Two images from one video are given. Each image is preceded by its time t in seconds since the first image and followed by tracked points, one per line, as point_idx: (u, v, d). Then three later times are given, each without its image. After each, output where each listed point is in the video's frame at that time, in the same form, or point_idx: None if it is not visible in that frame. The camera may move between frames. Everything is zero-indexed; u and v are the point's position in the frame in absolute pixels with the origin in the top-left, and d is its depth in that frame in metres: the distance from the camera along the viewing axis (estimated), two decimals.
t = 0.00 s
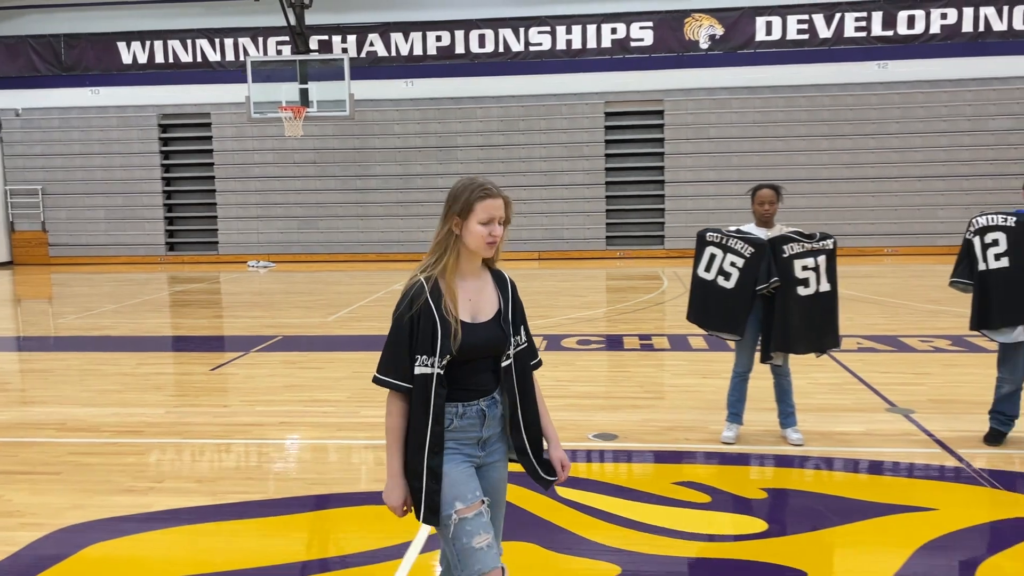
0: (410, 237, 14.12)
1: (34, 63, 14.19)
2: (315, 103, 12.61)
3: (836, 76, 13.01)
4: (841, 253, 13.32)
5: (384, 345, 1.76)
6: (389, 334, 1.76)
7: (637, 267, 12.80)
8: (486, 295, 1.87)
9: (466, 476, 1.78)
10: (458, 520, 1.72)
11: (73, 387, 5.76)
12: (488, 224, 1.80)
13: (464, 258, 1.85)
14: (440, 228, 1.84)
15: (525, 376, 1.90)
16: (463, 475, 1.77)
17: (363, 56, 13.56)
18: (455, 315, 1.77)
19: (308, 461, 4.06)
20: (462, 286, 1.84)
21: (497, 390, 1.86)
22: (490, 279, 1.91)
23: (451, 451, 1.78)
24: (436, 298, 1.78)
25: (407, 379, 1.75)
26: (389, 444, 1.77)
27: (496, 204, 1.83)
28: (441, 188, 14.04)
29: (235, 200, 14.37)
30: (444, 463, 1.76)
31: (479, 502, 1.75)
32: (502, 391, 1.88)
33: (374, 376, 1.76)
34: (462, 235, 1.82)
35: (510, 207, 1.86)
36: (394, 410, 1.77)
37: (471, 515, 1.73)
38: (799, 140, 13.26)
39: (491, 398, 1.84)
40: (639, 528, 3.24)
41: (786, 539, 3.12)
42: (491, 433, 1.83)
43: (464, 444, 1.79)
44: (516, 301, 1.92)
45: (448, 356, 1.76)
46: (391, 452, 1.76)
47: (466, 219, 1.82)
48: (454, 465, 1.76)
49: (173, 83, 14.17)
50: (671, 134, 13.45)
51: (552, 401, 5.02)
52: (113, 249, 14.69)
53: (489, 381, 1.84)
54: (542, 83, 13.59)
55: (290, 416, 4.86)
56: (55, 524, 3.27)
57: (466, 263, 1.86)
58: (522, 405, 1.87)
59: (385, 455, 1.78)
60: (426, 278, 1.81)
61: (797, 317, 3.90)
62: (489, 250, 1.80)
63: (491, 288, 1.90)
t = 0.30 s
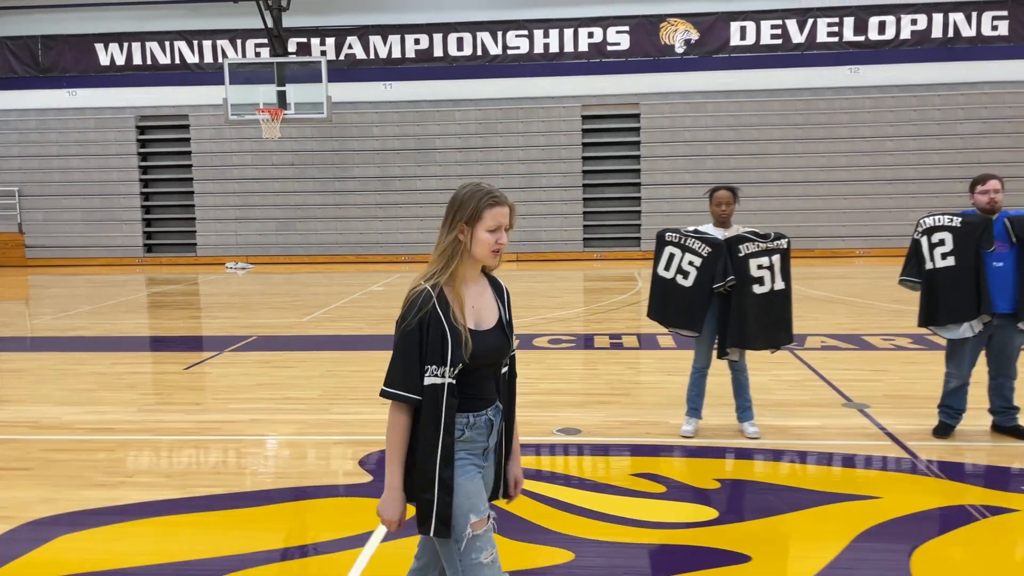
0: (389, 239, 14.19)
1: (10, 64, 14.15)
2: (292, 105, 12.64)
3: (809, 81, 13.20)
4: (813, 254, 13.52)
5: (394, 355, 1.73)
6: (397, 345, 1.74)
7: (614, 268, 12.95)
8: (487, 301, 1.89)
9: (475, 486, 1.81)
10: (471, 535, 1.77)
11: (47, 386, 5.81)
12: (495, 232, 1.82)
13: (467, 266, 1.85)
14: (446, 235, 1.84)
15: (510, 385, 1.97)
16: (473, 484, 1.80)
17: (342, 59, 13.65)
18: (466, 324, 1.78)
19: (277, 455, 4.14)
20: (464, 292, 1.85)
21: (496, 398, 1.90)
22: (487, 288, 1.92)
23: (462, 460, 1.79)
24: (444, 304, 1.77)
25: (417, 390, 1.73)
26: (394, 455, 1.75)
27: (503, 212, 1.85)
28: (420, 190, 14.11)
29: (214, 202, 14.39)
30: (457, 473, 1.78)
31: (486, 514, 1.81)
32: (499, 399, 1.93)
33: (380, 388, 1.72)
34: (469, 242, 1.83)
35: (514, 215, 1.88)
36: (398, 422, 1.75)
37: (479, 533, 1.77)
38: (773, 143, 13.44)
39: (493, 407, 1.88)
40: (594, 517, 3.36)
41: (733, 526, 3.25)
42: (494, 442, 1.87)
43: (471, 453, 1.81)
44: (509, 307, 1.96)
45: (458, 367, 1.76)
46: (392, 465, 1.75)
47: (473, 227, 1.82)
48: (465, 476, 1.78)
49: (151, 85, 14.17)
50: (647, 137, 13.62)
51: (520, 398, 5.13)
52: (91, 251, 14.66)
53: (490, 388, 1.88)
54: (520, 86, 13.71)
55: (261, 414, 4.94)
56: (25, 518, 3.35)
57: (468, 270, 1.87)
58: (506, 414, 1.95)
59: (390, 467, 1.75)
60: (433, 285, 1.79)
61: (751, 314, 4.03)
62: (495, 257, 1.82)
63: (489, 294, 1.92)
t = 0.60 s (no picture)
0: (367, 240, 14.26)
1: None
2: (268, 106, 12.64)
3: (782, 84, 13.40)
4: (786, 256, 13.72)
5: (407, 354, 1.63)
6: (410, 345, 1.64)
7: (589, 269, 13.09)
8: (489, 297, 1.83)
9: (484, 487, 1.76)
10: (466, 540, 1.71)
11: (20, 386, 5.84)
12: (502, 228, 1.74)
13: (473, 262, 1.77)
14: (451, 231, 1.75)
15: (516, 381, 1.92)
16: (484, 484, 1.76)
17: (319, 59, 13.67)
18: (475, 322, 1.71)
19: (247, 453, 4.21)
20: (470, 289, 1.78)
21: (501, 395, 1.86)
22: (489, 281, 1.86)
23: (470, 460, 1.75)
24: (454, 302, 1.69)
25: (434, 390, 1.64)
26: (428, 458, 1.63)
27: (508, 208, 1.76)
28: (397, 191, 14.17)
29: (191, 202, 14.38)
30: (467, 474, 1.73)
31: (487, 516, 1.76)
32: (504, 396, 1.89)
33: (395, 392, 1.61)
34: (475, 239, 1.74)
35: (520, 209, 1.79)
36: (423, 426, 1.63)
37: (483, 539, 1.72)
38: (746, 146, 13.64)
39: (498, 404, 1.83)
40: (553, 509, 3.47)
41: (687, 516, 3.38)
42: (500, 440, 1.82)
43: (480, 452, 1.77)
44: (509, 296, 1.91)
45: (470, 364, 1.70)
46: (433, 470, 1.63)
47: (480, 224, 1.73)
48: (475, 475, 1.74)
49: (127, 85, 14.14)
50: (622, 139, 13.78)
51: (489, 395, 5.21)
52: (66, 251, 14.62)
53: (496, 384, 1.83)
54: (497, 88, 13.82)
55: (232, 412, 5.00)
56: None
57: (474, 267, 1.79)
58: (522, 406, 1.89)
59: (430, 470, 1.63)
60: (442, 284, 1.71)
61: (710, 314, 4.16)
62: (501, 255, 1.74)
63: (491, 288, 1.86)
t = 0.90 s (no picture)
0: (347, 242, 14.31)
1: None
2: (247, 108, 12.62)
3: (757, 89, 13.60)
4: (761, 258, 13.88)
5: (428, 361, 1.65)
6: (429, 351, 1.67)
7: (567, 272, 13.20)
8: (504, 308, 1.87)
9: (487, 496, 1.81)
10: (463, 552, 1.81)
11: None
12: (521, 240, 1.80)
13: (491, 273, 1.82)
14: (471, 241, 1.80)
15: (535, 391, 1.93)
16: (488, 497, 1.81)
17: (298, 62, 13.74)
18: (492, 332, 1.75)
19: (223, 452, 4.29)
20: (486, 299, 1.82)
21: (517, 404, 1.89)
22: (503, 294, 1.91)
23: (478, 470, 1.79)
24: (473, 310, 1.73)
25: (457, 398, 1.66)
26: (469, 462, 1.66)
27: (528, 221, 1.82)
28: (376, 194, 14.23)
29: (170, 204, 14.36)
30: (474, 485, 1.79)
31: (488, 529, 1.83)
32: (521, 405, 1.91)
33: (415, 399, 1.65)
34: (495, 250, 1.79)
35: (539, 223, 1.86)
36: (454, 428, 1.66)
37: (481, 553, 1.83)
38: (722, 150, 13.83)
39: (514, 413, 1.86)
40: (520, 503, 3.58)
41: (652, 510, 3.50)
42: (515, 450, 1.85)
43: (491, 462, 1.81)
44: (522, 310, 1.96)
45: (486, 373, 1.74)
46: (479, 470, 1.66)
47: (501, 235, 1.79)
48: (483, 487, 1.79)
49: (105, 87, 14.10)
50: (600, 143, 13.92)
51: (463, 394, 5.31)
52: (43, 253, 14.55)
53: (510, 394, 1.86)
54: (476, 92, 13.92)
55: (209, 412, 5.07)
56: None
57: (491, 277, 1.84)
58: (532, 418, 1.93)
59: (476, 471, 1.66)
60: (462, 293, 1.75)
61: (677, 314, 4.29)
62: (518, 266, 1.80)
63: (506, 300, 1.91)
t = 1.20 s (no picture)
0: (327, 239, 14.34)
1: None
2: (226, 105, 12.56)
3: (734, 88, 13.76)
4: (738, 256, 14.03)
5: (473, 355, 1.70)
6: (473, 344, 1.71)
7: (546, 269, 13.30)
8: (547, 304, 1.88)
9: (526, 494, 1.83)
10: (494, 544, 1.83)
11: None
12: (563, 235, 1.83)
13: (533, 269, 1.84)
14: (514, 236, 1.83)
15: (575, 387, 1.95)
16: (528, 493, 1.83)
17: (279, 59, 13.74)
18: (536, 326, 1.77)
19: (200, 444, 4.35)
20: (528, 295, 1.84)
21: (564, 400, 1.90)
22: (546, 292, 1.91)
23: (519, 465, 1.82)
24: (514, 304, 1.75)
25: (499, 391, 1.70)
26: (500, 457, 1.71)
27: (569, 217, 1.85)
28: (356, 191, 14.27)
29: (149, 200, 14.33)
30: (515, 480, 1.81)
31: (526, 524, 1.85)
32: (568, 401, 1.92)
33: (457, 391, 1.69)
34: (537, 245, 1.82)
35: (580, 220, 1.89)
36: (493, 422, 1.70)
37: (507, 545, 1.82)
38: (699, 149, 13.98)
39: (560, 410, 1.88)
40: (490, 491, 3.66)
41: (620, 496, 3.60)
42: (561, 446, 1.86)
43: (534, 459, 1.83)
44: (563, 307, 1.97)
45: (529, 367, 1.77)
46: (506, 469, 1.72)
47: (543, 230, 1.82)
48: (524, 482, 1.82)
49: (84, 83, 14.05)
50: (579, 141, 14.03)
51: (438, 388, 5.40)
52: (20, 249, 14.49)
53: (556, 390, 1.87)
54: (456, 89, 13.99)
55: (186, 406, 5.13)
56: None
57: (534, 274, 1.86)
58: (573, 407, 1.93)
59: (504, 470, 1.72)
60: (503, 289, 1.77)
61: (644, 309, 4.41)
62: (561, 261, 1.83)
63: (549, 298, 1.92)
